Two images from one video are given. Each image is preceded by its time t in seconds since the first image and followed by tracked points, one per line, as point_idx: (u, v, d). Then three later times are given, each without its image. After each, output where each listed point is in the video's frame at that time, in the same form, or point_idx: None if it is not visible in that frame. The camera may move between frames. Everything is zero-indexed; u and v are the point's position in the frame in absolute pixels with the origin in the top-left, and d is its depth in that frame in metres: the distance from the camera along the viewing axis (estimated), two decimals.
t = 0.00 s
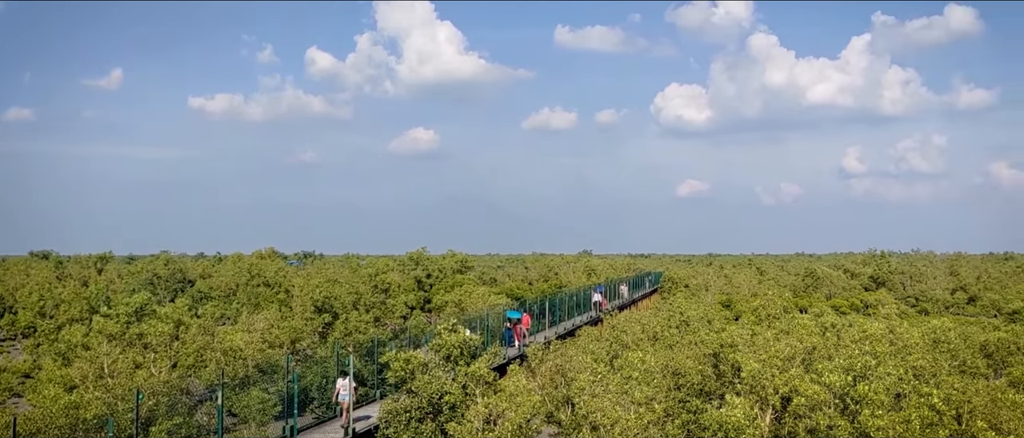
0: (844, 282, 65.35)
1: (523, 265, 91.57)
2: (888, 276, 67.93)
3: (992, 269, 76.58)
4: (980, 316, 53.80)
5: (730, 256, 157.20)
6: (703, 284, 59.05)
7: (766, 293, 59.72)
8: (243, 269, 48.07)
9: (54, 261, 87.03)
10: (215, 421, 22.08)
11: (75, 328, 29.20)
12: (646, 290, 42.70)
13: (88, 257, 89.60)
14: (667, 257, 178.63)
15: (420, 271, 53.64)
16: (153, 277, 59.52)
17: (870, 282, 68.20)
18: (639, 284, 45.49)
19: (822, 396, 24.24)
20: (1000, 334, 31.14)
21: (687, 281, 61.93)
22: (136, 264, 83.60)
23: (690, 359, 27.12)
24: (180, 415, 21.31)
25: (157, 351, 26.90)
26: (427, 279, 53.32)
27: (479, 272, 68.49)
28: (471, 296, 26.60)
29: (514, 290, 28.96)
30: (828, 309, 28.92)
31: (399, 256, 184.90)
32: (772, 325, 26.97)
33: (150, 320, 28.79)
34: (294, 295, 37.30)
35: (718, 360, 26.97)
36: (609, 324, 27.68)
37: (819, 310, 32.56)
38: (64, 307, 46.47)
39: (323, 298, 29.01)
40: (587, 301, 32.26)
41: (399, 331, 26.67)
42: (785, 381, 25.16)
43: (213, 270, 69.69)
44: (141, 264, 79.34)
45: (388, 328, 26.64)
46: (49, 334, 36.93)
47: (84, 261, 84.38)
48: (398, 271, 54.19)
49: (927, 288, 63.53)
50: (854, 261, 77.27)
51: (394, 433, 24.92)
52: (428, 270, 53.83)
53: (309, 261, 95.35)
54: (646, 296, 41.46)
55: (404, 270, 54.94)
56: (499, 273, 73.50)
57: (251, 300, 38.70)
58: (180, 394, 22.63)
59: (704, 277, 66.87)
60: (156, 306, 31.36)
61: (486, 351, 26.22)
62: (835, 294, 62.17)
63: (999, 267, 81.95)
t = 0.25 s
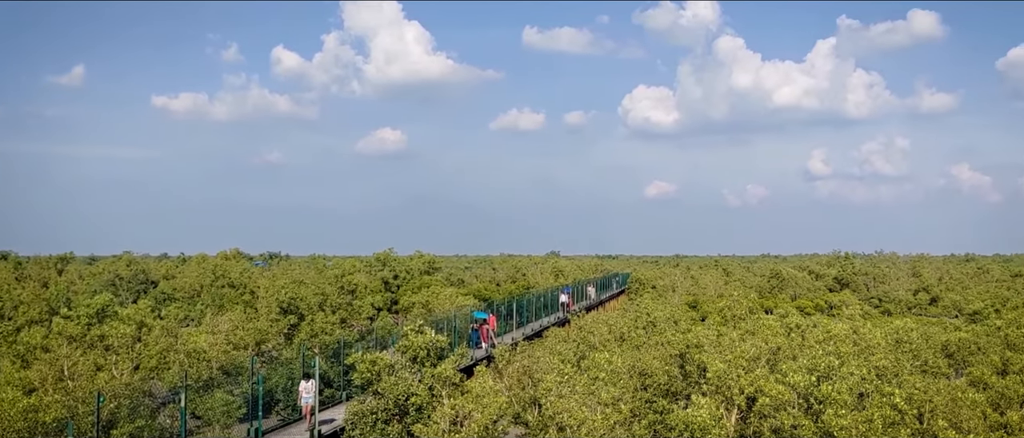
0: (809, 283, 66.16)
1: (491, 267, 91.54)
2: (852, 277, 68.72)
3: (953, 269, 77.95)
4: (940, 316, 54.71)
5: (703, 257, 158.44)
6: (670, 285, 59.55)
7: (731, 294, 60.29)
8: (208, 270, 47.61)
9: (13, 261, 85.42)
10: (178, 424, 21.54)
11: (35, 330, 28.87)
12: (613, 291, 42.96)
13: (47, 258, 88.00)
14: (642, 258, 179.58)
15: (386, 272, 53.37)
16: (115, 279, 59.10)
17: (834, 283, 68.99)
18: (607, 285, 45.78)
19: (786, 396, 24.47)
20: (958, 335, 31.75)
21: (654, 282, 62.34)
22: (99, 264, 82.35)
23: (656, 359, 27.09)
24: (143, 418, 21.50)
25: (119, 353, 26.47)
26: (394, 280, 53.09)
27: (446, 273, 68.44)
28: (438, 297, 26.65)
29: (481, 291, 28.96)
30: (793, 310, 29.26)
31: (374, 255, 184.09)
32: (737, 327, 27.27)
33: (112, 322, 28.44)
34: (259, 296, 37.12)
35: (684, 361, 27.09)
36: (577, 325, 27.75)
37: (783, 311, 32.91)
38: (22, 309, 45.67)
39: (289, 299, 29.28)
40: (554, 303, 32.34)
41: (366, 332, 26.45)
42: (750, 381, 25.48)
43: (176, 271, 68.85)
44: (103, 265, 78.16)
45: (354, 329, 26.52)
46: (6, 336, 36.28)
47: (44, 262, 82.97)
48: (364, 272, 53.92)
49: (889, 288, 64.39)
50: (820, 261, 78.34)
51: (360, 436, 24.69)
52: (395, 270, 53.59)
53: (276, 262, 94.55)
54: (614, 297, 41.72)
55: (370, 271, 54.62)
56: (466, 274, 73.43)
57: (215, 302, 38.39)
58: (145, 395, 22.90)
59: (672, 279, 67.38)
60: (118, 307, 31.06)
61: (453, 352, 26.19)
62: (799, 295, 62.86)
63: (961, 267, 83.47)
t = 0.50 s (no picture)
0: (774, 284, 66.54)
1: (459, 267, 91.06)
2: (817, 278, 69.15)
3: (917, 269, 79.13)
4: (903, 317, 55.48)
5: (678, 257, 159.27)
6: (637, 286, 60.11)
7: (697, 295, 60.73)
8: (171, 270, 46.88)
9: None
10: (140, 427, 21.18)
11: None
12: (581, 292, 43.10)
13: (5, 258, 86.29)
14: (617, 258, 180.11)
15: (353, 273, 52.99)
16: (75, 280, 58.83)
17: (800, 284, 69.49)
18: (573, 286, 46.04)
19: (751, 396, 24.63)
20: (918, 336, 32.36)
21: (621, 283, 62.35)
22: (59, 265, 80.58)
23: (623, 360, 27.17)
24: (103, 421, 20.64)
25: (79, 356, 25.99)
26: (360, 281, 52.72)
27: (413, 274, 68.32)
28: (405, 298, 26.57)
29: (448, 292, 28.88)
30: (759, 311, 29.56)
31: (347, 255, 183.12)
32: (703, 329, 27.45)
33: (71, 323, 28.11)
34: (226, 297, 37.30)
35: (650, 362, 27.18)
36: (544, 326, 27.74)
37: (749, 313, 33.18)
38: None
39: (253, 302, 28.03)
40: (521, 304, 32.34)
41: (331, 333, 26.17)
42: (716, 381, 25.71)
43: (139, 272, 68.12)
44: (64, 265, 76.89)
45: (319, 330, 26.30)
46: None
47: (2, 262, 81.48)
48: (330, 273, 53.39)
49: (854, 289, 65.08)
50: (787, 261, 79.05)
51: None
52: (362, 270, 53.16)
53: (242, 263, 93.71)
54: (581, 298, 41.99)
55: (337, 272, 54.30)
56: (433, 274, 72.94)
57: (178, 304, 38.10)
58: (104, 399, 21.61)
59: (640, 279, 67.47)
60: (79, 309, 30.81)
61: (419, 354, 26.01)
62: (765, 295, 63.44)
63: (925, 267, 84.79)
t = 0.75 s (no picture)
0: (741, 284, 66.50)
1: (427, 268, 90.48)
2: (784, 278, 68.36)
3: (882, 269, 80.06)
4: (868, 317, 56.06)
5: (653, 258, 159.71)
6: (605, 286, 60.55)
7: (665, 295, 61.25)
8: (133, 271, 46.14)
9: None
10: (100, 430, 20.53)
11: None
12: (548, 293, 43.21)
13: None
14: (593, 259, 180.29)
15: (319, 273, 52.43)
16: (34, 281, 58.06)
17: (766, 285, 68.40)
18: (542, 287, 46.21)
19: (718, 396, 24.68)
20: (882, 335, 32.80)
21: (589, 284, 62.50)
22: (18, 266, 78.73)
23: (591, 361, 27.30)
24: (62, 424, 20.02)
25: (38, 358, 25.42)
26: (326, 281, 52.15)
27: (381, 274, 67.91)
28: (371, 299, 26.54)
29: (416, 294, 28.76)
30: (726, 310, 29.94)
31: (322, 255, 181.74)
32: (670, 330, 27.52)
33: (30, 325, 27.77)
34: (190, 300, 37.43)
35: (617, 362, 27.35)
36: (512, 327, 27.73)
37: (715, 314, 33.46)
38: None
39: (217, 303, 29.11)
40: (489, 305, 32.24)
41: (297, 333, 26.25)
42: (683, 382, 25.63)
43: (100, 273, 66.98)
44: (24, 265, 75.37)
45: (285, 331, 26.23)
46: None
47: None
48: (296, 273, 52.75)
49: (820, 290, 64.99)
50: (755, 260, 79.19)
51: None
52: (328, 271, 52.61)
53: (209, 263, 92.55)
54: (549, 298, 42.21)
55: (303, 273, 53.75)
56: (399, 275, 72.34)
57: (141, 305, 37.73)
58: (63, 402, 21.34)
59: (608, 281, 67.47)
60: (38, 310, 30.50)
61: (386, 355, 25.85)
62: (732, 296, 63.82)
63: (891, 267, 85.85)
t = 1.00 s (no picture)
0: (708, 285, 66.75)
1: (396, 268, 90.25)
2: (750, 279, 69.48)
3: (849, 269, 81.00)
4: (834, 318, 56.69)
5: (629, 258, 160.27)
6: (573, 287, 60.98)
7: (633, 296, 61.78)
8: (94, 272, 45.33)
9: None
10: (60, 433, 19.88)
11: None
12: (517, 294, 43.35)
13: None
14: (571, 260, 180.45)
15: (285, 275, 51.36)
16: None
17: (733, 285, 69.57)
18: (510, 287, 46.40)
19: (685, 396, 24.65)
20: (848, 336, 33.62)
21: (557, 285, 62.71)
22: None
23: (559, 362, 27.35)
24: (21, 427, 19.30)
25: None
26: (293, 283, 51.59)
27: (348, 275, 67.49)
28: (337, 300, 26.55)
29: (384, 295, 28.65)
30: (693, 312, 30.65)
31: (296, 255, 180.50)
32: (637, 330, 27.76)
33: None
34: (152, 299, 38.62)
35: (585, 363, 27.48)
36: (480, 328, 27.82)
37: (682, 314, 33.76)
38: None
39: (182, 303, 29.42)
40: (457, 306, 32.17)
41: (261, 335, 26.14)
42: (651, 382, 25.56)
43: (60, 275, 65.94)
44: None
45: (250, 333, 26.11)
46: None
47: None
48: (262, 274, 52.15)
49: (787, 291, 65.32)
50: (722, 261, 79.41)
51: None
52: (294, 273, 51.93)
53: (174, 265, 91.47)
54: (518, 299, 42.48)
55: (269, 274, 53.24)
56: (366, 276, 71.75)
57: (103, 306, 37.63)
58: (23, 406, 20.91)
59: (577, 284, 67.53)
60: None
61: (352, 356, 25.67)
62: (700, 297, 63.95)
63: (856, 268, 87.23)
